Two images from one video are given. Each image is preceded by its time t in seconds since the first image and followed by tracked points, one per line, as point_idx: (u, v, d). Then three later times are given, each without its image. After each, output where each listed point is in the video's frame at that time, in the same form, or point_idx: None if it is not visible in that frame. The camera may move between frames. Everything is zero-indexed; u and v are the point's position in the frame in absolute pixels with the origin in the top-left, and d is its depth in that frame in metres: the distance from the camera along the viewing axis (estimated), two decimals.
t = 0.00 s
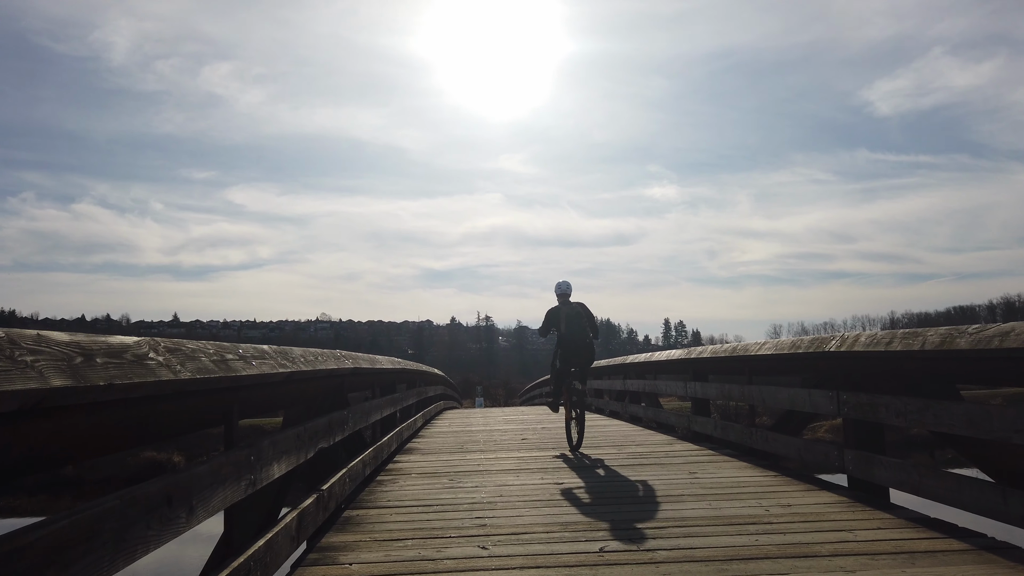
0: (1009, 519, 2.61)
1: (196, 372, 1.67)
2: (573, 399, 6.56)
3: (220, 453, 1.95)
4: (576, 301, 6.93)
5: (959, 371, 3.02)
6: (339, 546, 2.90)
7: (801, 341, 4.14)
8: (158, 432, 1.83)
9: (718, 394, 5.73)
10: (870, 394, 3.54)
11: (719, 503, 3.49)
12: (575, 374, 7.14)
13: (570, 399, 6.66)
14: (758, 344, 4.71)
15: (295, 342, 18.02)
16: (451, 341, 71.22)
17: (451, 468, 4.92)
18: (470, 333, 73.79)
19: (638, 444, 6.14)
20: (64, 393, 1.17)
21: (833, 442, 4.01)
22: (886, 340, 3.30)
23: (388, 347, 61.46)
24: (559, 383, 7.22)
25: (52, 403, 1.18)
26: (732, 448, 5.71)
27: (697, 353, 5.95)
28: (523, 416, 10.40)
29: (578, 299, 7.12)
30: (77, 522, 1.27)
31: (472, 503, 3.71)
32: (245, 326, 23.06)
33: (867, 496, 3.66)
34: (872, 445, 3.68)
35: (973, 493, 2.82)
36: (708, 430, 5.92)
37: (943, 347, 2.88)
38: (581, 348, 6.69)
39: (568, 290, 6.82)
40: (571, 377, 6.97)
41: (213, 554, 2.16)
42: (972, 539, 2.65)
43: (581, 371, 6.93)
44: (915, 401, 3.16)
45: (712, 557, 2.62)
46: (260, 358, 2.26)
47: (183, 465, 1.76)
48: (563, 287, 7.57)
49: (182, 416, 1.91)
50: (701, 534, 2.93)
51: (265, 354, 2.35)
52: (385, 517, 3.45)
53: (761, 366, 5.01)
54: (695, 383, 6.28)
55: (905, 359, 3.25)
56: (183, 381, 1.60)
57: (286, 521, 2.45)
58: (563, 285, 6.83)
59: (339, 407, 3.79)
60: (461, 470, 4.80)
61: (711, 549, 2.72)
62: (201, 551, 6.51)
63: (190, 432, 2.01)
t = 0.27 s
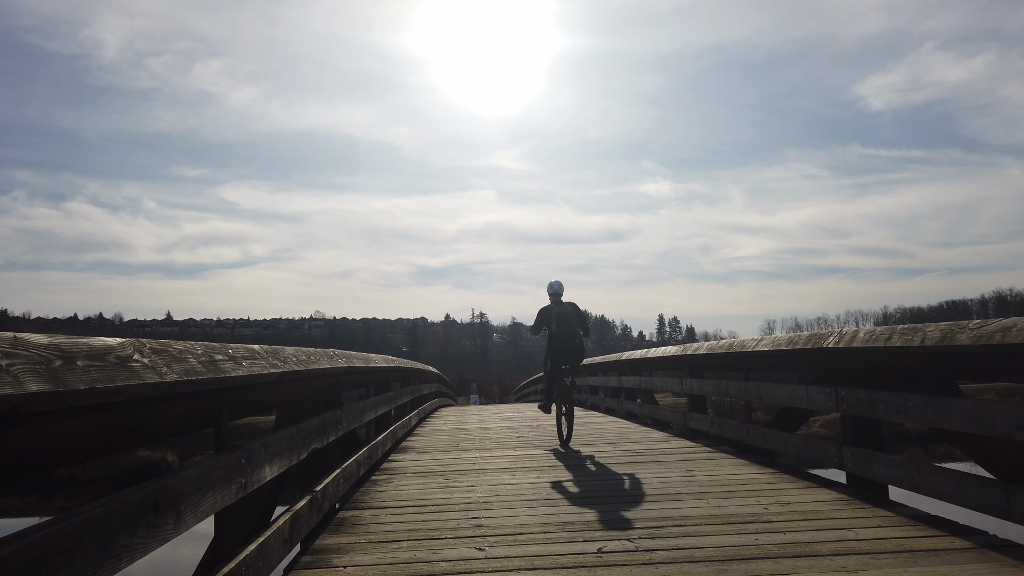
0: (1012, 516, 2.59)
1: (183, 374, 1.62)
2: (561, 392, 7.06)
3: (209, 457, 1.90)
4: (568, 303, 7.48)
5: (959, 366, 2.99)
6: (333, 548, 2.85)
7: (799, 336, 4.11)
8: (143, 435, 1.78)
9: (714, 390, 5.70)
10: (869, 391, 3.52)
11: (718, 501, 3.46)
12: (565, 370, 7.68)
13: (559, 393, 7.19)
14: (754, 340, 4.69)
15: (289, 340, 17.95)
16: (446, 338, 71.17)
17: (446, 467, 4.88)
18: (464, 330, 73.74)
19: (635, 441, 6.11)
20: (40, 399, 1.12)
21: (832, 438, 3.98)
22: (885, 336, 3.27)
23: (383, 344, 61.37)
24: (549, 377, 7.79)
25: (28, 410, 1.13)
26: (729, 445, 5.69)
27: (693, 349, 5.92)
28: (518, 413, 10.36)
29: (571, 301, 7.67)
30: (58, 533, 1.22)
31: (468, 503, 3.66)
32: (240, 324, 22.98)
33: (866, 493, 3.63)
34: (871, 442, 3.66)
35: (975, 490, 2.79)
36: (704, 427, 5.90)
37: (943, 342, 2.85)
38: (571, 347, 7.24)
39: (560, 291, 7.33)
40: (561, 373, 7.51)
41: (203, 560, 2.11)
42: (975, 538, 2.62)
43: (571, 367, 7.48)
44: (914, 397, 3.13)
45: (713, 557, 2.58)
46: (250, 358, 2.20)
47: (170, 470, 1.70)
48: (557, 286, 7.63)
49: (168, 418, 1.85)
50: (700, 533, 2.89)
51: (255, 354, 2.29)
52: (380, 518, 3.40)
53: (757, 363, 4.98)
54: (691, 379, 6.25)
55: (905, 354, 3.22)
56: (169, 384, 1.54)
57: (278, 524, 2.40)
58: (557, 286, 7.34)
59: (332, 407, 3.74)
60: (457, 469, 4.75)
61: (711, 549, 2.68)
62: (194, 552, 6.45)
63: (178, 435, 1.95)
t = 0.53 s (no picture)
0: (1016, 515, 2.56)
1: (172, 376, 1.57)
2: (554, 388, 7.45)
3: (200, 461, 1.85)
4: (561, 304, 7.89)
5: (962, 364, 2.96)
6: (329, 551, 2.81)
7: (798, 333, 4.08)
8: (131, 438, 1.73)
9: (712, 388, 5.68)
10: (870, 388, 3.49)
11: (718, 500, 3.42)
12: (558, 366, 8.10)
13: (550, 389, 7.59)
14: (753, 337, 4.66)
15: (284, 339, 17.89)
16: (442, 335, 71.11)
17: (443, 467, 4.84)
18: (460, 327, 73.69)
19: (632, 440, 6.08)
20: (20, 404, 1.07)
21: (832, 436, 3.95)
22: (886, 333, 3.24)
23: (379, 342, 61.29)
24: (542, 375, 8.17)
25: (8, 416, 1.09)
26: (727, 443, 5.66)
27: (691, 346, 5.89)
28: (514, 411, 10.33)
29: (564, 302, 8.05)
30: (43, 542, 1.18)
31: (466, 504, 3.62)
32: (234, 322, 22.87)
33: (867, 492, 3.61)
34: (872, 440, 3.63)
35: (979, 489, 2.76)
36: (702, 424, 5.87)
37: (946, 339, 2.82)
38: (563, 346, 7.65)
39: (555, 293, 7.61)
40: (554, 370, 7.94)
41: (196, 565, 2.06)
42: (979, 538, 2.59)
43: (564, 364, 7.88)
44: (916, 395, 3.10)
45: (714, 559, 2.54)
46: (242, 358, 2.16)
47: (159, 474, 1.66)
48: (551, 286, 7.67)
49: (157, 420, 1.81)
50: (701, 533, 2.86)
51: (248, 354, 2.24)
52: (376, 519, 3.36)
53: (756, 360, 4.95)
54: (689, 376, 6.22)
55: (906, 352, 3.19)
56: (159, 387, 1.50)
57: (272, 527, 2.36)
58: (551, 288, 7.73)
59: (327, 407, 3.69)
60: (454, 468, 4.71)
61: (712, 550, 2.65)
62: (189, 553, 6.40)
63: (168, 439, 1.91)
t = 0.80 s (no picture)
0: None
1: (163, 379, 1.53)
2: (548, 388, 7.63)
3: (193, 464, 1.81)
4: (555, 305, 8.06)
5: (966, 362, 2.92)
6: (327, 554, 2.77)
7: (799, 332, 4.05)
8: (121, 442, 1.68)
9: (712, 387, 5.64)
10: (873, 388, 3.45)
11: (720, 501, 3.38)
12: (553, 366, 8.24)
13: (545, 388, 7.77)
14: (753, 336, 4.62)
15: (282, 339, 17.82)
16: (440, 334, 71.04)
17: (441, 467, 4.80)
18: (458, 326, 73.65)
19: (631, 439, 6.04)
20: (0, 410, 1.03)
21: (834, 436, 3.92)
22: (889, 331, 3.21)
23: (376, 341, 61.22)
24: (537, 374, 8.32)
25: None
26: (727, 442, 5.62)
27: (691, 345, 5.85)
28: (513, 411, 10.29)
29: (558, 304, 8.20)
30: (28, 552, 1.13)
31: (465, 505, 3.58)
32: (233, 322, 22.77)
33: (870, 492, 3.57)
34: (875, 439, 3.60)
35: (986, 489, 2.72)
36: (702, 424, 5.83)
37: (951, 338, 2.78)
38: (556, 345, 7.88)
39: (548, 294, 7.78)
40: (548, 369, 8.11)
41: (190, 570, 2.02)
42: (987, 539, 2.55)
43: (558, 364, 8.07)
44: (921, 394, 3.06)
45: (718, 561, 2.51)
46: (236, 359, 2.11)
47: (150, 480, 1.61)
48: (545, 288, 7.84)
49: (148, 424, 1.76)
50: (704, 535, 2.82)
51: (242, 355, 2.20)
52: (374, 521, 3.31)
53: (756, 359, 4.92)
54: (688, 375, 6.18)
55: (910, 350, 3.15)
56: (149, 390, 1.45)
57: (267, 532, 2.31)
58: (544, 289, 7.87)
59: (324, 408, 3.64)
60: (452, 469, 4.67)
61: (715, 553, 2.61)
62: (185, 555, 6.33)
63: (161, 442, 1.86)
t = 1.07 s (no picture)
0: None
1: (154, 379, 1.48)
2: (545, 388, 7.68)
3: (187, 467, 1.77)
4: (551, 305, 8.11)
5: (973, 361, 2.88)
6: (324, 558, 2.72)
7: (802, 331, 4.01)
8: (111, 445, 1.63)
9: (713, 386, 5.59)
10: (878, 387, 3.41)
11: (723, 502, 3.34)
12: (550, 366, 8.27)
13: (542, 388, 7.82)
14: (755, 335, 4.58)
15: (280, 339, 17.77)
16: (439, 334, 70.98)
17: (440, 468, 4.75)
18: (457, 326, 73.57)
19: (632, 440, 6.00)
20: None
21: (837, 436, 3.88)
22: (894, 331, 3.16)
23: (375, 341, 61.16)
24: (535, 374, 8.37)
25: None
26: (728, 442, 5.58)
27: (691, 344, 5.81)
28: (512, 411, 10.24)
29: (555, 304, 8.25)
30: (12, 560, 1.09)
31: (465, 507, 3.54)
32: (232, 322, 22.71)
33: (875, 493, 3.53)
34: (879, 439, 3.56)
35: (994, 490, 2.68)
36: (703, 424, 5.79)
37: (958, 337, 2.74)
38: (553, 344, 8.11)
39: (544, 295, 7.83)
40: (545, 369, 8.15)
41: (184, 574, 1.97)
42: (995, 541, 2.51)
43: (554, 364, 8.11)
44: (927, 394, 3.02)
45: (723, 564, 2.46)
46: (232, 359, 2.07)
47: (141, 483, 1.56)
48: (541, 289, 7.89)
49: (139, 425, 1.71)
50: (707, 537, 2.78)
51: (237, 355, 2.15)
52: (373, 524, 3.27)
53: (758, 358, 4.88)
54: (689, 375, 6.14)
55: (915, 349, 3.11)
56: (140, 391, 1.41)
57: (263, 535, 2.26)
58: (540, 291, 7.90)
59: (322, 408, 3.60)
60: (451, 470, 4.62)
61: (719, 555, 2.57)
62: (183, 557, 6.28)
63: (154, 443, 1.82)
